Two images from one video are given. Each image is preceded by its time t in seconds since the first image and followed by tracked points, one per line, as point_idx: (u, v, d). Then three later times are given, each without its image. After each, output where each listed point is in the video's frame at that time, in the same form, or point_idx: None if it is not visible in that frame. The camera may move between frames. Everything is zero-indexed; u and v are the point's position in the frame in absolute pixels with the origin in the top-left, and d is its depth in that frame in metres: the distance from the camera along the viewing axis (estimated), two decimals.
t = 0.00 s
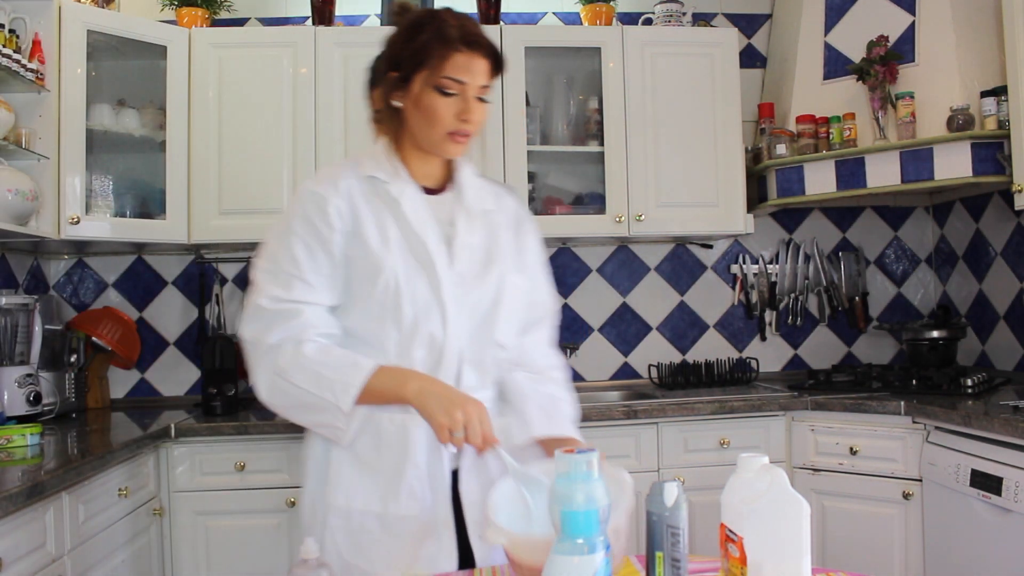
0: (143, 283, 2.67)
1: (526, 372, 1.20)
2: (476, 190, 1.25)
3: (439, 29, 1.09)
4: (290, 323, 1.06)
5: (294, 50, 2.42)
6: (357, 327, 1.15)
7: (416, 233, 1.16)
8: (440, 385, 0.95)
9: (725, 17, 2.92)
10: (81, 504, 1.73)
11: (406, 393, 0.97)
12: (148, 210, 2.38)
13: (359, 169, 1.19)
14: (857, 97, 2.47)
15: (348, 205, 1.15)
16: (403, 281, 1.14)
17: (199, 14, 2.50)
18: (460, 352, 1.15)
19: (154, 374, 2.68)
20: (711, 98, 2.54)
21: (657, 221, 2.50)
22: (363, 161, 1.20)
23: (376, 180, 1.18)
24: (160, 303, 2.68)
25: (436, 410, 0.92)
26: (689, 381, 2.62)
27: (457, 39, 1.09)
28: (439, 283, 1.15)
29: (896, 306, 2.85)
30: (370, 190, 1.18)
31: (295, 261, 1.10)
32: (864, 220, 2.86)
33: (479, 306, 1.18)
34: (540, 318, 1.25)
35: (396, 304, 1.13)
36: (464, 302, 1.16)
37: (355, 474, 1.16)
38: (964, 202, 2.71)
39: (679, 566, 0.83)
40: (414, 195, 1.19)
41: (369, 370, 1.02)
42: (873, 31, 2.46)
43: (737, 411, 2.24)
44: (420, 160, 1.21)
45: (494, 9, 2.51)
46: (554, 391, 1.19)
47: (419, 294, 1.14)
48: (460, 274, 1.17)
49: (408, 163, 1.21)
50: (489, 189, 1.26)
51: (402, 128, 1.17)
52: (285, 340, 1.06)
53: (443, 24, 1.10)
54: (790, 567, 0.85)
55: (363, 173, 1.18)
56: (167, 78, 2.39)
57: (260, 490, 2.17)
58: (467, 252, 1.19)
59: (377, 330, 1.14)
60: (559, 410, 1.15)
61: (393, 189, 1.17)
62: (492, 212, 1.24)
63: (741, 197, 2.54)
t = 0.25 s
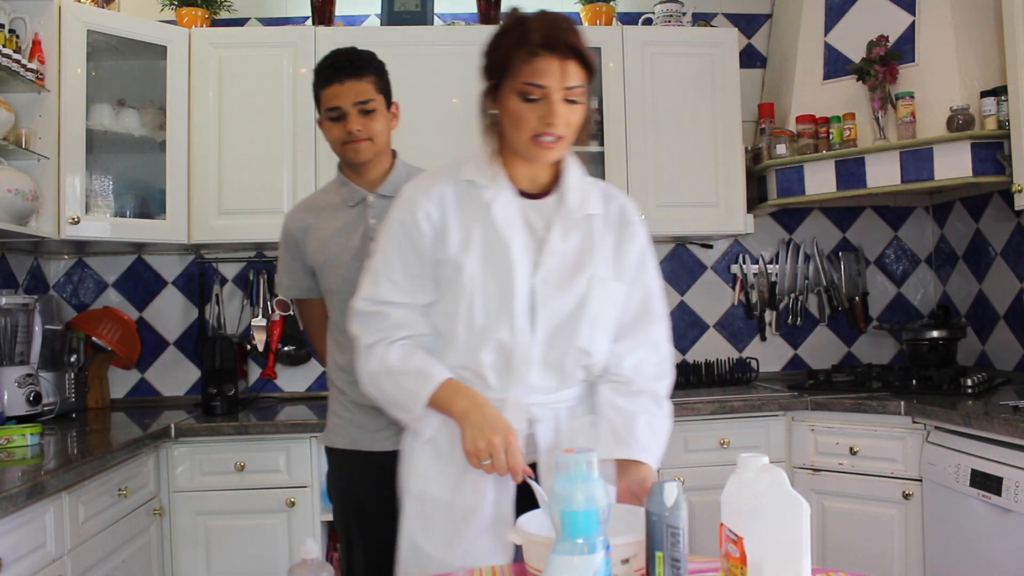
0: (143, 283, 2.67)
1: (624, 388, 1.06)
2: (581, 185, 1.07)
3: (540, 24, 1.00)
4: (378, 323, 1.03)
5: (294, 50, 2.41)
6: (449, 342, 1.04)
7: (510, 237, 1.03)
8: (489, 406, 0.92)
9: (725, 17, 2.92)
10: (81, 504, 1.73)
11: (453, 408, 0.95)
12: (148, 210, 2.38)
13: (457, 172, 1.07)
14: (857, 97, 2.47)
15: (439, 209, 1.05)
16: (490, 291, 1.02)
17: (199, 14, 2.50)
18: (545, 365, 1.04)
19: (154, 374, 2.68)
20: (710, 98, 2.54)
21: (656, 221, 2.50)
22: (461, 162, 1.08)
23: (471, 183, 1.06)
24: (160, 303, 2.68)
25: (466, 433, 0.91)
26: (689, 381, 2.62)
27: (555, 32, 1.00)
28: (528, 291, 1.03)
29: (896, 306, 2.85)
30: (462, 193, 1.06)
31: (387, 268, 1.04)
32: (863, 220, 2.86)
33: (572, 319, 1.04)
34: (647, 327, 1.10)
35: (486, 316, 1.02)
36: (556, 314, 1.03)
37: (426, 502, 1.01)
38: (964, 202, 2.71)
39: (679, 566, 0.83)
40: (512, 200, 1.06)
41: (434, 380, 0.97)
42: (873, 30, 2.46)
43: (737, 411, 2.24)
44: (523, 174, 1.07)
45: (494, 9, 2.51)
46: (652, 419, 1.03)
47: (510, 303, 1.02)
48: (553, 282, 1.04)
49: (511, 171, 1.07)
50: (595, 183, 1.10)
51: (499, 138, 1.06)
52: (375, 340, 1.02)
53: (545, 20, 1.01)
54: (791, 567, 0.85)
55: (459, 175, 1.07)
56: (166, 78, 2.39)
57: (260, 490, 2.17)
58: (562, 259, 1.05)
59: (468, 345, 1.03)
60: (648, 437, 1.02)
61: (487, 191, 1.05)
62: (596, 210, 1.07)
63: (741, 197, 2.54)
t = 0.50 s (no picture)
0: (143, 283, 2.67)
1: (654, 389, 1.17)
2: (629, 193, 1.23)
3: (595, 32, 1.10)
4: (426, 320, 1.20)
5: (294, 50, 2.41)
6: (488, 325, 1.21)
7: (549, 239, 1.20)
8: (507, 404, 1.05)
9: (725, 17, 2.92)
10: (81, 504, 1.73)
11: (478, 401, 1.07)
12: (148, 210, 2.38)
13: (513, 173, 1.26)
14: (857, 98, 2.47)
15: (493, 205, 1.25)
16: (526, 285, 1.20)
17: (199, 14, 2.50)
18: (569, 359, 1.19)
19: (154, 374, 2.68)
20: (711, 98, 2.54)
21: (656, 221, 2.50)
22: (518, 165, 1.27)
23: (522, 183, 1.25)
24: (160, 303, 2.68)
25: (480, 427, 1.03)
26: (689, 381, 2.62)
27: (609, 39, 1.09)
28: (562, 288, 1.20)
29: (896, 306, 2.85)
30: (516, 194, 1.25)
31: (443, 256, 1.23)
32: (864, 220, 2.86)
33: (601, 316, 1.19)
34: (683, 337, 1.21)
35: (523, 307, 1.20)
36: (586, 311, 1.19)
37: (461, 481, 1.20)
38: (964, 202, 2.71)
39: (679, 566, 0.83)
40: (556, 201, 1.23)
41: (464, 375, 1.11)
42: (872, 31, 2.46)
43: (737, 411, 2.25)
44: (574, 174, 1.25)
45: (494, 9, 2.51)
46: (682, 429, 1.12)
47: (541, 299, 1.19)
48: (586, 282, 1.20)
49: (561, 173, 1.26)
50: (646, 193, 1.24)
51: (553, 139, 1.21)
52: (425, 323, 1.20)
53: (602, 25, 1.11)
54: (791, 568, 0.85)
55: (515, 176, 1.26)
56: (166, 78, 2.39)
57: (260, 490, 2.17)
58: (598, 261, 1.20)
59: (503, 330, 1.20)
60: (675, 446, 1.10)
61: (533, 194, 1.23)
62: (641, 217, 1.22)
63: (741, 197, 2.54)
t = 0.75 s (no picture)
0: (143, 283, 2.67)
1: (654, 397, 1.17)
2: (633, 201, 1.22)
3: (601, 37, 1.10)
4: (459, 320, 1.17)
5: (294, 50, 2.41)
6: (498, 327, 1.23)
7: (551, 249, 1.21)
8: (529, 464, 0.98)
9: (725, 17, 2.92)
10: (80, 504, 1.73)
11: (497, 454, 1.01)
12: (148, 211, 2.38)
13: (521, 179, 1.27)
14: (857, 98, 2.47)
15: (501, 211, 1.26)
16: (529, 294, 1.22)
17: (199, 14, 2.50)
18: (569, 367, 1.21)
19: (154, 374, 2.68)
20: (711, 98, 2.54)
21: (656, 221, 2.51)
22: (527, 170, 1.27)
23: (529, 191, 1.26)
24: (160, 303, 2.68)
25: (506, 481, 0.95)
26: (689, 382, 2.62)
27: (616, 46, 1.09)
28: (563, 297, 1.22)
29: (896, 306, 2.85)
30: (523, 201, 1.26)
31: (454, 260, 1.23)
32: (863, 220, 2.86)
33: (600, 325, 1.20)
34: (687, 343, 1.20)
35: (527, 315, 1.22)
36: (584, 322, 1.20)
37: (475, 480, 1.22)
38: (964, 202, 2.71)
39: (679, 566, 0.83)
40: (561, 209, 1.23)
41: (485, 413, 1.07)
42: (872, 31, 2.46)
43: (737, 411, 2.25)
44: (578, 182, 1.25)
45: (494, 9, 2.51)
46: (681, 436, 1.10)
47: (543, 309, 1.21)
48: (586, 292, 1.20)
49: (568, 179, 1.26)
50: (651, 199, 1.23)
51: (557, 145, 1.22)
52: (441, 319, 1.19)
53: (610, 30, 1.10)
54: (790, 568, 0.85)
55: (523, 182, 1.27)
56: (166, 78, 2.39)
57: (260, 490, 2.17)
58: (598, 269, 1.21)
59: (509, 338, 1.23)
60: (673, 454, 1.07)
61: (538, 202, 1.23)
62: (644, 225, 1.22)
63: (741, 197, 2.54)
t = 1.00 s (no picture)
0: (143, 283, 2.67)
1: (637, 401, 1.17)
2: (628, 206, 1.22)
3: (598, 42, 1.09)
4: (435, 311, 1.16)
5: (294, 50, 2.41)
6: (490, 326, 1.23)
7: (544, 253, 1.20)
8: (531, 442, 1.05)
9: (725, 17, 2.92)
10: (80, 504, 1.73)
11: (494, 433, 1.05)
12: (148, 211, 2.38)
13: (516, 180, 1.25)
14: (857, 98, 2.47)
15: (498, 210, 1.23)
16: (521, 299, 1.20)
17: (199, 14, 2.50)
18: (561, 370, 1.21)
19: (154, 374, 2.68)
20: (710, 98, 2.54)
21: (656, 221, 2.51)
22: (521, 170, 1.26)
23: (524, 193, 1.24)
24: (160, 303, 2.68)
25: (526, 458, 1.00)
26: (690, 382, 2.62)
27: (613, 52, 1.09)
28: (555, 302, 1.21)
29: (896, 306, 2.85)
30: (515, 203, 1.24)
31: (438, 251, 1.20)
32: (863, 220, 2.86)
33: (591, 331, 1.20)
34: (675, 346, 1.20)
35: (517, 318, 1.20)
36: (576, 326, 1.20)
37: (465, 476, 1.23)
38: (964, 202, 2.71)
39: (679, 566, 0.83)
40: (555, 213, 1.22)
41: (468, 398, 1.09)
42: (872, 30, 2.46)
43: (737, 411, 2.25)
44: (573, 185, 1.25)
45: (494, 9, 2.51)
46: (662, 442, 1.11)
47: (533, 313, 1.19)
48: (578, 297, 1.20)
49: (561, 181, 1.25)
50: (645, 205, 1.23)
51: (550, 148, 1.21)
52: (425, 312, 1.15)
53: (607, 35, 1.10)
54: (790, 568, 0.85)
55: (518, 183, 1.25)
56: (166, 78, 2.39)
57: (260, 490, 2.17)
58: (591, 274, 1.21)
59: (500, 340, 1.22)
60: (654, 462, 1.07)
61: (533, 205, 1.22)
62: (638, 230, 1.22)
63: (741, 196, 2.54)
